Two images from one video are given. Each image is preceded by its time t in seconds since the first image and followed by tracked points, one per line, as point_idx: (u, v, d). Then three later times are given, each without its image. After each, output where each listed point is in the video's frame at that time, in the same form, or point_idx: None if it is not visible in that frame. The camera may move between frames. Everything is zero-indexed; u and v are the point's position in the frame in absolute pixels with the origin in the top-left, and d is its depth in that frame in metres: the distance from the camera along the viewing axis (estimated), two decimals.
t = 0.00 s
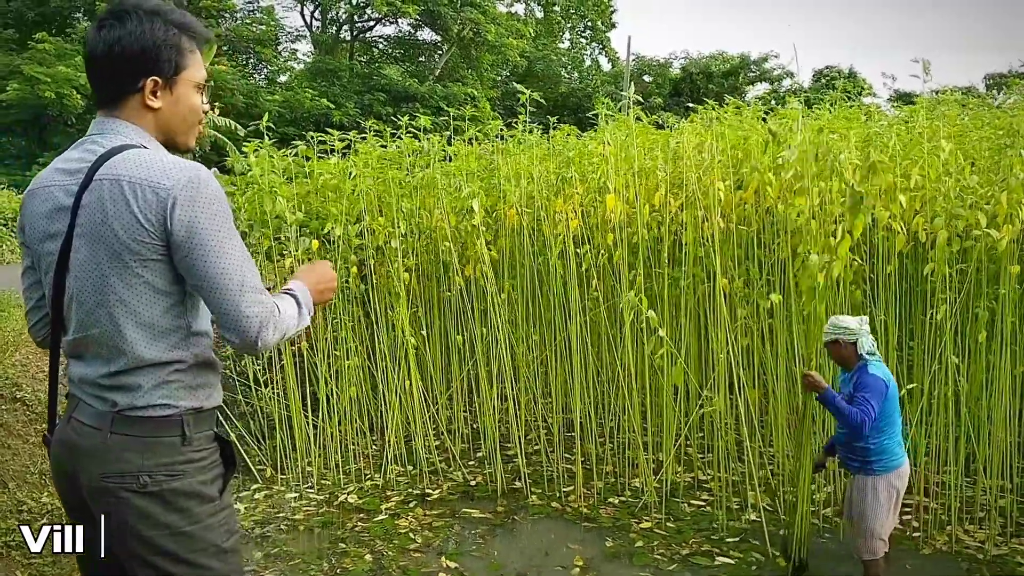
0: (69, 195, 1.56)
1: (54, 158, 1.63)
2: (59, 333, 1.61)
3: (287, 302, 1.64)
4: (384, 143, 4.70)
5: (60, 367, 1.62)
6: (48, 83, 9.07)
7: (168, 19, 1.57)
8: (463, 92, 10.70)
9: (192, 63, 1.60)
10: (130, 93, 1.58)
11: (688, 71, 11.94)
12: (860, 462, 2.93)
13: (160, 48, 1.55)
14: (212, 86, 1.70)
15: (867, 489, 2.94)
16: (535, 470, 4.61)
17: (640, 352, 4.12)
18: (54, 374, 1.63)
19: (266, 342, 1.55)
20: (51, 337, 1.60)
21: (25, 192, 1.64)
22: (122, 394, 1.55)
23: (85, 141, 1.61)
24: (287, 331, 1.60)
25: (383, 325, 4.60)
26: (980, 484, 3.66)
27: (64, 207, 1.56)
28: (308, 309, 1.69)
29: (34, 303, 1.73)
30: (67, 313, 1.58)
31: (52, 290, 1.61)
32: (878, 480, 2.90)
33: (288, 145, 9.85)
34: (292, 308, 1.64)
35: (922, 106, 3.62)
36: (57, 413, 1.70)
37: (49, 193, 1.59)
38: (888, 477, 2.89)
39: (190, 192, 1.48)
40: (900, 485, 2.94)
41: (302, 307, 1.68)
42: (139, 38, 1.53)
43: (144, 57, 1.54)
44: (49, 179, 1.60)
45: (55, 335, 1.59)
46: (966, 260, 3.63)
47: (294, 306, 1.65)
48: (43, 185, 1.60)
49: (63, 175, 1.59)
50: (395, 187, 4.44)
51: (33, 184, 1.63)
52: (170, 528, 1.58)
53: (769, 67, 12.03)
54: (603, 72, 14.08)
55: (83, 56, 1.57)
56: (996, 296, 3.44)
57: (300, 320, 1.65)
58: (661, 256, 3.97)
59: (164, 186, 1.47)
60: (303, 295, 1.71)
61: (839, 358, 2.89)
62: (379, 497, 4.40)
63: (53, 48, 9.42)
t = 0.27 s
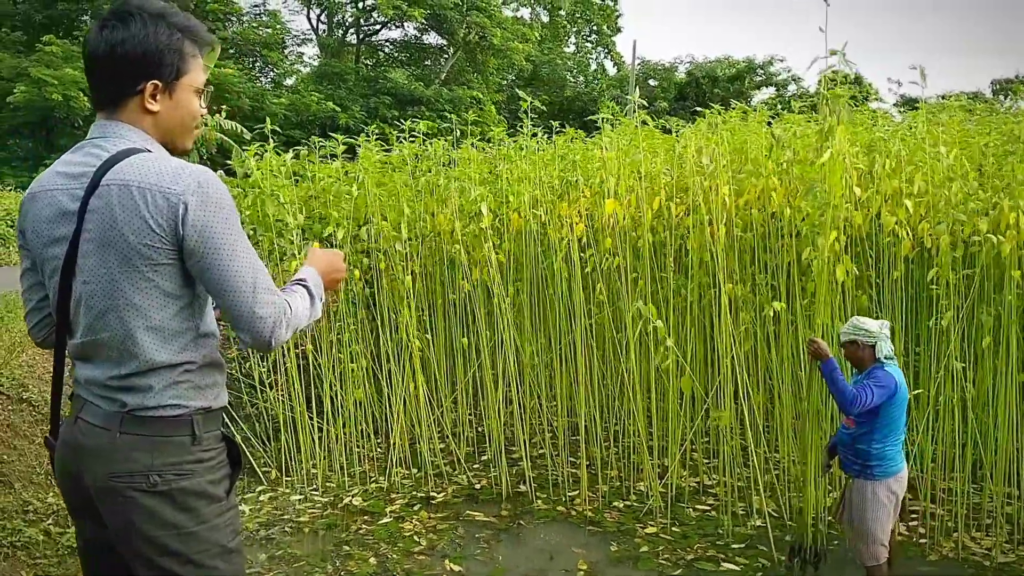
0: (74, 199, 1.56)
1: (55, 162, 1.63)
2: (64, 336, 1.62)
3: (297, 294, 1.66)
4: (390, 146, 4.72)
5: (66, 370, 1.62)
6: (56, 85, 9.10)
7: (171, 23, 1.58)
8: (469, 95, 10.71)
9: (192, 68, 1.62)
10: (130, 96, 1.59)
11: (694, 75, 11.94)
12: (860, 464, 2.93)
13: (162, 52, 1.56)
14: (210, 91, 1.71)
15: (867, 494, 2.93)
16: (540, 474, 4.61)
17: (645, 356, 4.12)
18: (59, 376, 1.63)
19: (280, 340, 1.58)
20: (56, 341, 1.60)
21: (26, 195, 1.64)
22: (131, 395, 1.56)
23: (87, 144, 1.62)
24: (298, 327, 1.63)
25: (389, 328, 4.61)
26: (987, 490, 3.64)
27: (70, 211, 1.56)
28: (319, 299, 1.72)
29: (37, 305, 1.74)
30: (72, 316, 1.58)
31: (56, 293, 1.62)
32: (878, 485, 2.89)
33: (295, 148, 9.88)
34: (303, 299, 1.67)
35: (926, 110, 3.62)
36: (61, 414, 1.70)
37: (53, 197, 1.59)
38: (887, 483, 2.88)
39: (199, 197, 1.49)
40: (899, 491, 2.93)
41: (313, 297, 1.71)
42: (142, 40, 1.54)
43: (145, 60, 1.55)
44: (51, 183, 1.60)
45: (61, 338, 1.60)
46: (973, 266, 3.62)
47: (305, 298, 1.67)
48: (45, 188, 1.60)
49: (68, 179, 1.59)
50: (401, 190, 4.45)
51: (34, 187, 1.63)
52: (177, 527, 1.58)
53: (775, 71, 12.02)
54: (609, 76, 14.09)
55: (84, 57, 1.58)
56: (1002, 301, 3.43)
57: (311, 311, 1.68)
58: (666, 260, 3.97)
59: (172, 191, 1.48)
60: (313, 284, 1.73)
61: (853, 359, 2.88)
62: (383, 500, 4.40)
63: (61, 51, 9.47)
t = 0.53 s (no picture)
0: (84, 195, 1.56)
1: (63, 158, 1.64)
2: (71, 333, 1.61)
3: (315, 270, 1.67)
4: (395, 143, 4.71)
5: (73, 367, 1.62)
6: (63, 82, 9.12)
7: (188, 22, 1.59)
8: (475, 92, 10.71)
9: (207, 67, 1.62)
10: (144, 93, 1.59)
11: (701, 72, 11.90)
12: (863, 463, 2.92)
13: (178, 50, 1.56)
14: (223, 89, 1.72)
15: (870, 492, 2.91)
16: (544, 471, 4.61)
17: (649, 354, 4.11)
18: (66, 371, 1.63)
19: (304, 322, 1.61)
20: (65, 337, 1.60)
21: (33, 191, 1.64)
22: (139, 391, 1.56)
23: (97, 140, 1.62)
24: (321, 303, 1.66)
25: (394, 325, 4.62)
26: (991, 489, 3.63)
27: (79, 207, 1.56)
28: (338, 269, 1.73)
29: (43, 301, 1.74)
30: (81, 313, 1.58)
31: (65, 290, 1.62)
32: (880, 483, 2.88)
33: (301, 145, 9.90)
34: (322, 273, 1.68)
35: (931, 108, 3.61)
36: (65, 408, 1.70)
37: (62, 193, 1.59)
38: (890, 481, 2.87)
39: (213, 194, 1.51)
40: (901, 491, 2.91)
41: (333, 267, 1.72)
42: (158, 38, 1.54)
43: (161, 58, 1.55)
44: (60, 178, 1.61)
45: (69, 335, 1.59)
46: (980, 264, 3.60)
47: (324, 271, 1.68)
48: (54, 184, 1.61)
49: (77, 175, 1.59)
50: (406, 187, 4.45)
51: (42, 183, 1.63)
52: (183, 524, 1.58)
53: (782, 68, 11.98)
54: (616, 74, 14.06)
55: (98, 51, 1.58)
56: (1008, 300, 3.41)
57: (332, 283, 1.70)
58: (671, 258, 3.96)
59: (185, 188, 1.49)
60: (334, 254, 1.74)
61: (860, 356, 2.88)
62: (387, 496, 4.41)
63: (69, 48, 9.50)
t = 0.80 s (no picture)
0: (91, 188, 1.56)
1: (70, 149, 1.63)
2: (72, 325, 1.62)
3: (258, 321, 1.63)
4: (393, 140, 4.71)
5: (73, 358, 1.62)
6: (59, 78, 9.06)
7: (204, 20, 1.59)
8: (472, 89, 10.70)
9: (221, 66, 1.63)
10: (159, 90, 1.59)
11: (698, 70, 11.92)
12: (859, 461, 2.93)
13: (196, 49, 1.56)
14: (234, 86, 1.72)
15: (866, 488, 2.93)
16: (541, 469, 4.62)
17: (647, 352, 4.12)
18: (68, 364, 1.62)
19: (240, 359, 1.56)
20: (64, 329, 1.60)
21: (39, 181, 1.64)
22: (141, 387, 1.56)
23: (105, 133, 1.62)
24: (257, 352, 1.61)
25: (392, 322, 4.61)
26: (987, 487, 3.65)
27: (85, 200, 1.56)
28: (270, 331, 1.67)
29: (45, 291, 1.74)
30: (83, 305, 1.58)
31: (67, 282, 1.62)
32: (877, 480, 2.90)
33: (297, 142, 9.88)
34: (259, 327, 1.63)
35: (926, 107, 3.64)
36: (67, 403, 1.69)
37: (67, 184, 1.59)
38: (885, 478, 2.89)
39: (212, 195, 1.50)
40: (897, 487, 2.93)
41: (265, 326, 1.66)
42: (177, 37, 1.54)
43: (179, 57, 1.55)
44: (66, 169, 1.60)
45: (69, 326, 1.59)
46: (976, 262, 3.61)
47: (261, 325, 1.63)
48: (60, 175, 1.60)
49: (82, 166, 1.59)
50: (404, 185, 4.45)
51: (47, 174, 1.63)
52: (185, 521, 1.58)
53: (779, 66, 12.00)
54: (612, 71, 14.07)
55: (114, 47, 1.56)
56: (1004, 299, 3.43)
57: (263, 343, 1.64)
58: (669, 256, 3.97)
59: (187, 184, 1.48)
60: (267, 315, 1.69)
61: (861, 353, 2.88)
62: (384, 494, 4.41)
63: (64, 44, 9.45)
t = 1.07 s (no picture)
0: (87, 191, 1.56)
1: (67, 152, 1.63)
2: (69, 329, 1.61)
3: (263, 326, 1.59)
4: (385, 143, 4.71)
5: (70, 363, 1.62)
6: (49, 82, 8.98)
7: (209, 25, 1.58)
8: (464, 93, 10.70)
9: (224, 71, 1.62)
10: (161, 93, 1.58)
11: (689, 74, 11.96)
12: (852, 463, 2.93)
13: (200, 53, 1.56)
14: (236, 92, 1.72)
15: (858, 490, 2.94)
16: (534, 473, 4.62)
17: (640, 355, 4.12)
18: (66, 369, 1.62)
19: (250, 361, 1.55)
20: (61, 333, 1.59)
21: (36, 185, 1.63)
22: (138, 392, 1.55)
23: (105, 136, 1.61)
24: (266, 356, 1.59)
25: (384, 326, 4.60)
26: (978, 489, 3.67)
27: (81, 203, 1.56)
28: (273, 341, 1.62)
29: (42, 295, 1.73)
30: (80, 309, 1.58)
31: (64, 286, 1.61)
32: (869, 482, 2.91)
33: (288, 146, 9.86)
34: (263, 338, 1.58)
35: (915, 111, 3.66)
36: (64, 408, 1.68)
37: (64, 187, 1.58)
38: (877, 480, 2.90)
39: (207, 199, 1.49)
40: (888, 490, 2.94)
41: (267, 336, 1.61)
42: (182, 39, 1.54)
43: (183, 60, 1.55)
44: (63, 173, 1.60)
45: (67, 331, 1.59)
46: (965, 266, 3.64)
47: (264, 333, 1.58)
48: (56, 178, 1.60)
49: (80, 169, 1.58)
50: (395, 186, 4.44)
51: (44, 178, 1.63)
52: (183, 527, 1.57)
53: (769, 70, 12.05)
54: (604, 75, 14.11)
55: (118, 48, 1.56)
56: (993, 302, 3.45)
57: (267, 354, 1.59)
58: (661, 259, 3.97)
59: (182, 189, 1.48)
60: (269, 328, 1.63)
61: (858, 353, 2.89)
62: (377, 498, 4.39)
63: (54, 47, 9.40)
